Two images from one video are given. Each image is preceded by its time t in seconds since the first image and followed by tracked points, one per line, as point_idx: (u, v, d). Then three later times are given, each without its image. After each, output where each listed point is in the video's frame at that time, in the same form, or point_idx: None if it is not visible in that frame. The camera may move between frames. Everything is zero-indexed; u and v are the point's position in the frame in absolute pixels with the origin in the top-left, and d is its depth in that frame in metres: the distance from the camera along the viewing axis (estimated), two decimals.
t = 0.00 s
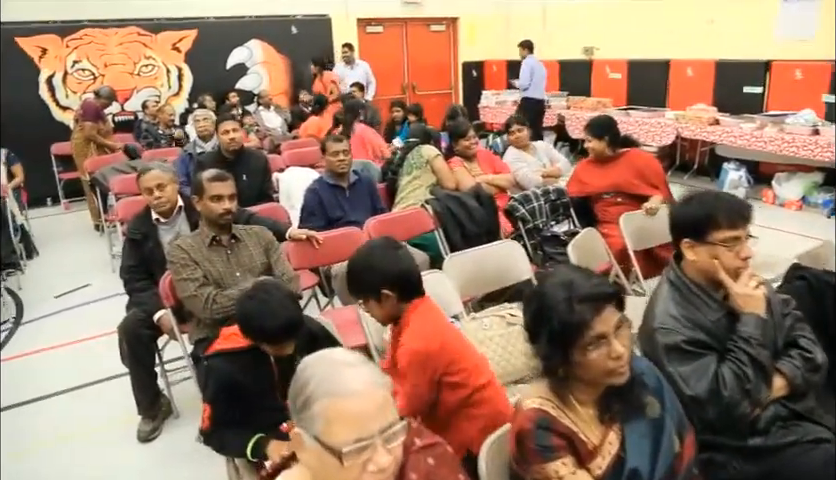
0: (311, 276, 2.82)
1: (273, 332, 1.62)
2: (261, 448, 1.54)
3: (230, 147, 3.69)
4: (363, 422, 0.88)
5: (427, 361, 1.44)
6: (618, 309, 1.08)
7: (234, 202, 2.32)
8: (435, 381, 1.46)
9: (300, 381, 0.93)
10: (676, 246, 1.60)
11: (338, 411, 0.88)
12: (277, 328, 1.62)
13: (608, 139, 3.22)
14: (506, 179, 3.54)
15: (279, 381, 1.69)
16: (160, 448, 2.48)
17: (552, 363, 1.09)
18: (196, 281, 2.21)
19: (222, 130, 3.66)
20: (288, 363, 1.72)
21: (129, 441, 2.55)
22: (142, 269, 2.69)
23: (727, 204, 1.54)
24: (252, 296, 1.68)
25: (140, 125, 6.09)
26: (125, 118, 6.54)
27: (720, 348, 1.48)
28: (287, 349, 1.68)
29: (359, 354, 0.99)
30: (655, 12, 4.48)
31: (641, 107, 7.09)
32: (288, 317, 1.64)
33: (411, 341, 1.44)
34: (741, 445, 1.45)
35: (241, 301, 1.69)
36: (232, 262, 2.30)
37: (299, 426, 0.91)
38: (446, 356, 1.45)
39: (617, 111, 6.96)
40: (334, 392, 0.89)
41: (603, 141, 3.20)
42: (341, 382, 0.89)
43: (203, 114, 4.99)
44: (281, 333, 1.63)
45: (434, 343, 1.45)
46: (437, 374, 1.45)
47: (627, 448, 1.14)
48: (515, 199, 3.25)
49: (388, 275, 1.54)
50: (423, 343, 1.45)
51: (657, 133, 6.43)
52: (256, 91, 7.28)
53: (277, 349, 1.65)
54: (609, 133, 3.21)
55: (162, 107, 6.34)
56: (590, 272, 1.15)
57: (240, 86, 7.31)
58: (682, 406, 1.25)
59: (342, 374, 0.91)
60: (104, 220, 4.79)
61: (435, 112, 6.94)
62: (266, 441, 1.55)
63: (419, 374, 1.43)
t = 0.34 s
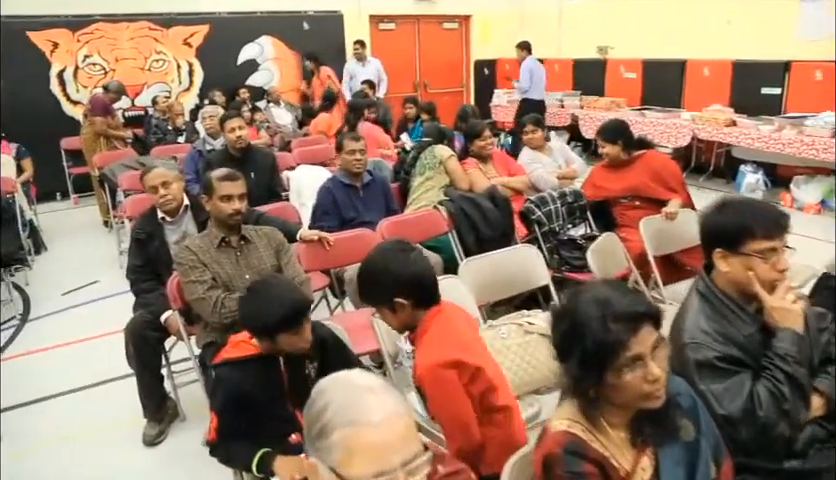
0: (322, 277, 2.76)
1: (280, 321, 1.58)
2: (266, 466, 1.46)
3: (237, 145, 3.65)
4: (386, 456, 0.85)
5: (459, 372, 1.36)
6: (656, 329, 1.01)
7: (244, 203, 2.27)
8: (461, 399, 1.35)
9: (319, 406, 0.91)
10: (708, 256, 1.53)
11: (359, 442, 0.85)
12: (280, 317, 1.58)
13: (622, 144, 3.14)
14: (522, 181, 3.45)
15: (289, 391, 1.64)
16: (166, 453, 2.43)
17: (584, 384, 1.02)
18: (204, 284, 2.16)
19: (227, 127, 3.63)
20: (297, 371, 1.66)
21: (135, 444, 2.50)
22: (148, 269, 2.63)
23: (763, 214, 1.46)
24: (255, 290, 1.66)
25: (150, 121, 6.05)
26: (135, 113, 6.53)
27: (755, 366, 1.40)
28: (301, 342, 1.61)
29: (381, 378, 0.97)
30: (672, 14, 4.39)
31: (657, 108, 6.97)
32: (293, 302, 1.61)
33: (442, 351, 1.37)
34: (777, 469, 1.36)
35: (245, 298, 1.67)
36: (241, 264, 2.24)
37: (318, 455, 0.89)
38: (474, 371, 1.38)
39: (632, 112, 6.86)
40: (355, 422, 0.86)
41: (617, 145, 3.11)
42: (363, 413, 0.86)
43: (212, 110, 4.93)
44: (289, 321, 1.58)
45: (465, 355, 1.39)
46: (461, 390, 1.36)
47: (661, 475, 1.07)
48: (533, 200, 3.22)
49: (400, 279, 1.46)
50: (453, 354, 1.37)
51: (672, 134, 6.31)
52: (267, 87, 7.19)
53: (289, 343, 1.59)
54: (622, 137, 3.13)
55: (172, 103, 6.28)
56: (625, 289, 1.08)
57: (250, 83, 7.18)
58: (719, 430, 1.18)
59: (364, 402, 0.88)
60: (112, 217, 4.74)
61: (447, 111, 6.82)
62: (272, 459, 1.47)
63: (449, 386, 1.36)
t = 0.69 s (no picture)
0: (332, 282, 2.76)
1: (283, 313, 1.54)
2: (271, 473, 1.40)
3: (241, 147, 3.59)
4: None
5: (486, 393, 1.29)
6: (693, 345, 0.95)
7: (254, 205, 2.22)
8: (485, 421, 1.29)
9: (337, 434, 0.86)
10: (739, 265, 1.46)
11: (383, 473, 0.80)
12: (280, 312, 1.54)
13: (633, 144, 3.08)
14: (535, 183, 3.39)
15: (300, 404, 1.58)
16: (174, 460, 2.38)
17: (616, 404, 0.96)
18: (212, 289, 2.10)
19: (231, 127, 3.55)
20: (310, 384, 1.60)
21: (142, 450, 2.45)
22: (157, 273, 2.59)
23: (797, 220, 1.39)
24: (258, 289, 1.63)
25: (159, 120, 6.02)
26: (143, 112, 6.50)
27: (789, 380, 1.33)
28: (306, 340, 1.54)
29: (404, 403, 0.92)
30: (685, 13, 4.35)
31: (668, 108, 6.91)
32: (296, 294, 1.59)
33: (469, 370, 1.30)
34: None
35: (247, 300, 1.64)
36: (250, 269, 2.19)
37: None
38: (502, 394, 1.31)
39: (643, 112, 6.81)
40: (381, 451, 0.81)
41: (627, 146, 3.06)
42: (387, 443, 0.82)
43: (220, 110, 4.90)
44: (290, 315, 1.54)
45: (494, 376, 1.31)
46: (486, 412, 1.29)
47: None
48: (546, 203, 3.14)
49: (423, 283, 1.40)
50: (480, 374, 1.30)
51: (684, 134, 6.25)
52: (276, 87, 7.16)
53: (293, 340, 1.53)
54: (633, 138, 3.07)
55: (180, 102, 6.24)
56: (660, 302, 1.03)
57: (258, 82, 7.10)
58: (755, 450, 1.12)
59: (386, 431, 0.83)
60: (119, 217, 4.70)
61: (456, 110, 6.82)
62: (276, 469, 1.41)
63: (473, 405, 1.29)
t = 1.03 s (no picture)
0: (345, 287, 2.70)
1: (300, 322, 1.50)
2: None
3: (248, 150, 3.56)
4: None
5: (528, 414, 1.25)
6: (736, 362, 0.90)
7: (265, 211, 2.19)
8: (524, 443, 1.25)
9: (368, 463, 0.78)
10: (769, 274, 1.39)
11: None
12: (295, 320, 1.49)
13: (642, 149, 3.04)
14: (548, 187, 3.34)
15: (318, 416, 1.54)
16: (183, 471, 2.33)
17: (657, 423, 0.91)
18: (223, 299, 2.06)
19: (237, 130, 3.52)
20: (326, 396, 1.56)
21: (150, 462, 2.41)
22: (165, 280, 2.55)
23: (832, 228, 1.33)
24: (272, 298, 1.59)
25: (166, 124, 5.99)
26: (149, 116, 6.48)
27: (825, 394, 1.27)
28: (324, 350, 1.51)
29: (439, 426, 0.83)
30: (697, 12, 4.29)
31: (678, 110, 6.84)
32: (311, 301, 1.54)
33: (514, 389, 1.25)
34: None
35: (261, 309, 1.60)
36: (262, 277, 2.14)
37: None
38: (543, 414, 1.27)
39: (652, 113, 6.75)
40: None
41: (637, 152, 3.02)
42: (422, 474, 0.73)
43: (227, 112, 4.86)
44: (306, 322, 1.50)
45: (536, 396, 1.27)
46: (527, 434, 1.25)
47: None
48: (559, 207, 3.08)
49: (480, 298, 1.31)
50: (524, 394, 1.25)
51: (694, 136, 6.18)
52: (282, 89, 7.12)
53: (310, 348, 1.49)
54: (643, 142, 3.03)
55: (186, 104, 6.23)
56: (697, 317, 0.98)
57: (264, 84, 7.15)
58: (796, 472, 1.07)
59: (424, 460, 0.75)
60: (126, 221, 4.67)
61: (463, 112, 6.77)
62: None
63: (514, 427, 1.24)
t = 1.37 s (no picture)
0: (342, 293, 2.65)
1: (303, 332, 1.45)
2: None
3: (242, 155, 3.51)
4: None
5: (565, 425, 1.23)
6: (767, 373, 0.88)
7: (263, 218, 2.15)
8: (558, 453, 1.23)
9: None
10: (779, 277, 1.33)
11: None
12: (301, 331, 1.45)
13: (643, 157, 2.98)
14: (546, 191, 3.32)
15: (321, 429, 1.50)
16: None
17: (687, 437, 0.88)
18: (222, 308, 2.02)
19: (231, 135, 3.47)
20: (331, 409, 1.51)
21: (146, 476, 2.35)
22: (160, 289, 2.49)
23: None
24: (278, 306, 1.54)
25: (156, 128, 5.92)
26: (139, 120, 6.40)
27: None
28: (327, 367, 1.45)
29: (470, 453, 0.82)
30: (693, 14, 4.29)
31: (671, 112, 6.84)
32: (317, 311, 1.49)
33: (555, 400, 1.22)
34: None
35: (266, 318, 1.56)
36: (261, 286, 2.10)
37: None
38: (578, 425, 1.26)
39: (645, 116, 6.75)
40: None
41: (638, 160, 2.96)
42: None
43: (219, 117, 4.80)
44: (311, 336, 1.45)
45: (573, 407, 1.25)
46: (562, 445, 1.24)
47: None
48: (559, 210, 3.07)
49: (523, 304, 1.26)
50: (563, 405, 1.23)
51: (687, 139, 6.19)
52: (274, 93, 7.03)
53: (312, 362, 1.44)
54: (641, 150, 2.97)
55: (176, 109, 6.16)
56: (724, 327, 0.95)
57: (256, 89, 6.96)
58: None
59: None
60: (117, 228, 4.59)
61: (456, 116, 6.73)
62: None
63: (549, 437, 1.22)
